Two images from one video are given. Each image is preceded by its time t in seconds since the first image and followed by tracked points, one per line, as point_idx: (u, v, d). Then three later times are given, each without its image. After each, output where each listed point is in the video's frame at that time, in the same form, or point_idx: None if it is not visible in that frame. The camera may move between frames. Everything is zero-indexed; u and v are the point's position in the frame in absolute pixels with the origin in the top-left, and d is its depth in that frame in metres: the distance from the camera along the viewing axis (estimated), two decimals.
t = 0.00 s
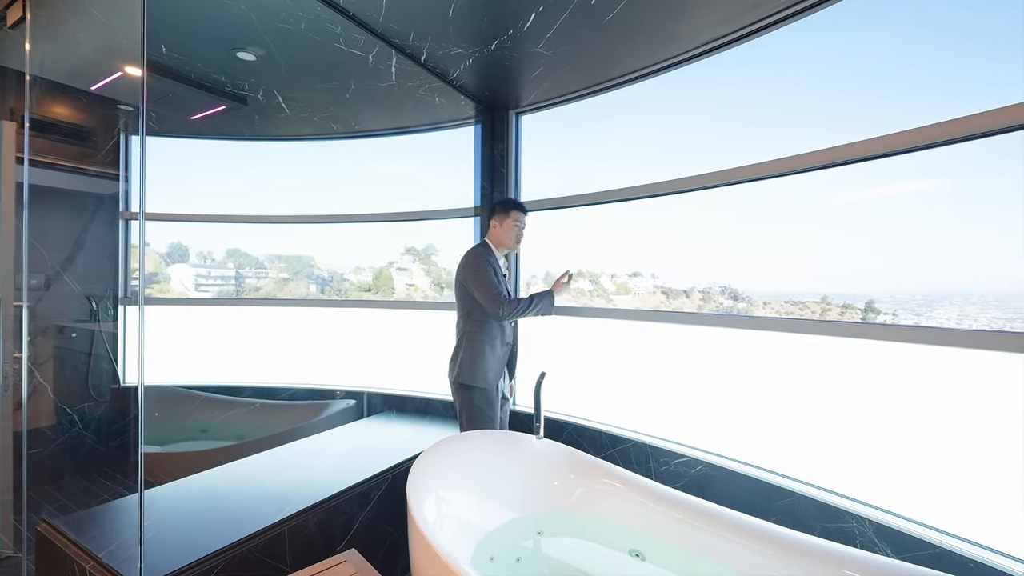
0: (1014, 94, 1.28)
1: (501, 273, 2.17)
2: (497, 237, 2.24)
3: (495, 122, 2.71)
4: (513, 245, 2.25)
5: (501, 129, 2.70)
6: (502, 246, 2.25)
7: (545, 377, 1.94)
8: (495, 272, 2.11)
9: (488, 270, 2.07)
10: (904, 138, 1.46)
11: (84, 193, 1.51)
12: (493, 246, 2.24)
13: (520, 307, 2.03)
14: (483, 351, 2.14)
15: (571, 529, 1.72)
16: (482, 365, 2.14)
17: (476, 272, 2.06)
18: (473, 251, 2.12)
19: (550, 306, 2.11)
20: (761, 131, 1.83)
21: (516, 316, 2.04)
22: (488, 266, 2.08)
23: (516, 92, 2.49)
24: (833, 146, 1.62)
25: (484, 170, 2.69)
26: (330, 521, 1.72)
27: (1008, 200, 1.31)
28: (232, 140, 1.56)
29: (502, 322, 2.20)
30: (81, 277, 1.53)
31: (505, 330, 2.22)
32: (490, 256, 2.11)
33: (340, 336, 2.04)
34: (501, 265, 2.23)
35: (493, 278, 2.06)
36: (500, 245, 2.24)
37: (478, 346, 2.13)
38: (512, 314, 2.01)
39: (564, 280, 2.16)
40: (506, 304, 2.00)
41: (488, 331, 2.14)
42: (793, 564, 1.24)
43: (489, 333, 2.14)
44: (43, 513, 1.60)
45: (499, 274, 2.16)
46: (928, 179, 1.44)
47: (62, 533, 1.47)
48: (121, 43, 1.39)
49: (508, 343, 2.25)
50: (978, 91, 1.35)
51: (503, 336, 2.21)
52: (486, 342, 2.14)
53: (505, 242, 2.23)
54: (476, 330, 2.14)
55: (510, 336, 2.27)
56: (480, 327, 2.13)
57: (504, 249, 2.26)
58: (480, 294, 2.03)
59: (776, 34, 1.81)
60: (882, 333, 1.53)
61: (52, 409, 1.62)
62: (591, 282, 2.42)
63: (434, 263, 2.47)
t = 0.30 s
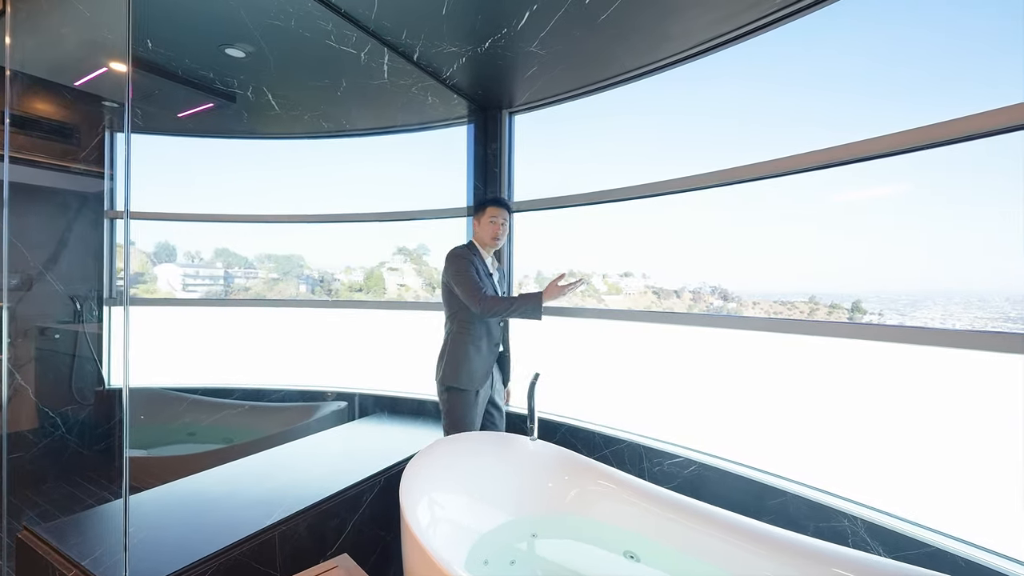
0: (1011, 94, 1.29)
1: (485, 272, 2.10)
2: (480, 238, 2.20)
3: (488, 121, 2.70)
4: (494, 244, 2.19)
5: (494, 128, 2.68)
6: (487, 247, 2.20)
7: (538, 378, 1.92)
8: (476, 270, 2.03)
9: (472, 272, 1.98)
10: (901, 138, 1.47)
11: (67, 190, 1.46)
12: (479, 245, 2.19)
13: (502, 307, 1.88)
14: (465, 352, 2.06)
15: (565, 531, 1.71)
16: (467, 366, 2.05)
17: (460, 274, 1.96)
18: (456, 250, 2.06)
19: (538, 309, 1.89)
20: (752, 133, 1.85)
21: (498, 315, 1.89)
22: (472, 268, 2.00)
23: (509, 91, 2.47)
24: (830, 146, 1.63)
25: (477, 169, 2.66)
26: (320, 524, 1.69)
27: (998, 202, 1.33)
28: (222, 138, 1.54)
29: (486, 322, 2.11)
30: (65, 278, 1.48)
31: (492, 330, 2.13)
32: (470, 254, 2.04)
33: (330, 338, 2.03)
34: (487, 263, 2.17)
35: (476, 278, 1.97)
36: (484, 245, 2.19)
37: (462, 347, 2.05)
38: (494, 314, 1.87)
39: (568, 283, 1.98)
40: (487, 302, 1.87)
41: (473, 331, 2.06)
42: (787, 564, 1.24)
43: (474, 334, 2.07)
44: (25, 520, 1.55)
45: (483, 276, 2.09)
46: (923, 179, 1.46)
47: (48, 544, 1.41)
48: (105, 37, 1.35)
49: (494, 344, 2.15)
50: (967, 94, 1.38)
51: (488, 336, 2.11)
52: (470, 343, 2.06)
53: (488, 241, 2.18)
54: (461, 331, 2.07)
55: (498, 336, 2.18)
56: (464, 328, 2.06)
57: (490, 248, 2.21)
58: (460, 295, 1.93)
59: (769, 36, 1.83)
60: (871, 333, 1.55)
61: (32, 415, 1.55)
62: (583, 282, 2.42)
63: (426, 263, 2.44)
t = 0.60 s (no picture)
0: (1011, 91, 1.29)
1: (459, 273, 2.06)
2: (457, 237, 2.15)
3: (481, 119, 2.68)
4: (472, 241, 2.13)
5: (487, 127, 2.66)
6: (466, 245, 2.15)
7: (532, 379, 1.92)
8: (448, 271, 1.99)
9: (442, 273, 1.95)
10: (892, 138, 1.47)
11: (54, 187, 1.33)
12: (458, 245, 2.14)
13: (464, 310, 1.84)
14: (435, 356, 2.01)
15: (559, 533, 1.69)
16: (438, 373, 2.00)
17: (430, 274, 1.94)
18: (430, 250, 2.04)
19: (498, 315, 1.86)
20: (747, 132, 1.84)
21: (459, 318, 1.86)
22: (443, 270, 1.96)
23: (503, 89, 2.45)
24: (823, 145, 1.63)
25: (471, 167, 2.64)
26: (312, 529, 1.67)
27: (988, 202, 1.34)
28: (209, 134, 1.52)
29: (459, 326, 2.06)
30: (53, 277, 1.34)
31: (466, 336, 2.07)
32: (442, 254, 2.00)
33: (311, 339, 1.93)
34: (464, 264, 2.12)
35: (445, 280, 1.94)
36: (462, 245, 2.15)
37: (433, 352, 2.01)
38: (453, 317, 1.84)
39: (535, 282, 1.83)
40: (447, 304, 1.84)
41: (445, 336, 2.01)
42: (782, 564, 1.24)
43: (445, 339, 2.02)
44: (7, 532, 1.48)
45: (457, 278, 2.04)
46: (909, 181, 1.47)
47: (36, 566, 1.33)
48: (87, 29, 1.30)
49: (467, 349, 2.08)
50: (957, 95, 1.39)
51: (461, 340, 2.05)
52: (442, 348, 2.01)
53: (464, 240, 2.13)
54: (433, 336, 2.02)
55: (474, 342, 2.11)
56: (436, 332, 2.01)
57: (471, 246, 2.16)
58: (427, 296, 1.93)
59: (763, 34, 1.83)
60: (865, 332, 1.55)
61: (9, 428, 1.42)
62: (576, 282, 2.41)
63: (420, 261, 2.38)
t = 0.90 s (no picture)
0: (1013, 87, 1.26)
1: (432, 274, 1.87)
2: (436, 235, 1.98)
3: (480, 117, 2.66)
4: (452, 238, 1.93)
5: (485, 124, 2.64)
6: (446, 244, 1.96)
7: (532, 380, 1.87)
8: (419, 273, 1.81)
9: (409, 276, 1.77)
10: (883, 137, 1.46)
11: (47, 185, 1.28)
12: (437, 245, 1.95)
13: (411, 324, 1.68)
14: (405, 366, 1.80)
15: (559, 538, 1.67)
16: (410, 384, 1.79)
17: (397, 275, 1.77)
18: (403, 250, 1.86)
19: (437, 328, 1.68)
20: (748, 129, 1.81)
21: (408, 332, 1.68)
22: (411, 272, 1.78)
23: (502, 85, 2.42)
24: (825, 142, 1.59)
25: (470, 165, 2.62)
26: (308, 536, 1.67)
27: (986, 199, 1.32)
28: (200, 132, 1.48)
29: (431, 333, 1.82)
30: (45, 277, 1.28)
31: (442, 343, 1.84)
32: (412, 254, 1.82)
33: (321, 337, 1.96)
34: (440, 264, 1.91)
35: (410, 285, 1.77)
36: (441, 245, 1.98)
37: (404, 361, 1.80)
38: (401, 330, 1.69)
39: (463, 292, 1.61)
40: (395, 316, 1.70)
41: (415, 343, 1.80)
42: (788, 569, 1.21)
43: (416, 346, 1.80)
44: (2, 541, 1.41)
45: (428, 283, 1.84)
46: (908, 180, 1.44)
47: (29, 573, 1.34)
48: (71, 21, 1.25)
49: (442, 358, 1.84)
50: (954, 93, 1.36)
51: (434, 348, 1.82)
52: (411, 358, 1.80)
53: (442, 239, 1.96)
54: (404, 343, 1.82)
55: (450, 350, 1.87)
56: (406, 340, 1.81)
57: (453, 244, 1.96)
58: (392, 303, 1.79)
59: (762, 29, 1.79)
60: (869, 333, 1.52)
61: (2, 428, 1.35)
62: (575, 281, 2.38)
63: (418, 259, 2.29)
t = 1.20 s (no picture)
0: (1010, 86, 1.25)
1: (420, 275, 1.84)
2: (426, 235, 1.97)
3: (480, 116, 2.65)
4: (441, 235, 1.92)
5: (485, 123, 2.64)
6: (436, 242, 1.94)
7: (532, 380, 1.84)
8: (404, 274, 1.79)
9: (392, 277, 1.74)
10: (867, 138, 1.47)
11: (48, 187, 1.26)
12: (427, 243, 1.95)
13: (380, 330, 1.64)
14: (393, 371, 1.79)
15: (558, 539, 1.65)
16: (400, 388, 1.77)
17: (381, 277, 1.75)
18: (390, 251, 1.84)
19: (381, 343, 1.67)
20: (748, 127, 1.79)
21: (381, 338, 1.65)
22: (396, 273, 1.76)
23: (501, 83, 2.41)
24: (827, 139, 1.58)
25: (470, 165, 2.61)
26: (302, 537, 1.70)
27: (985, 199, 1.31)
28: (197, 131, 1.46)
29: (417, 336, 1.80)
30: (42, 276, 1.27)
31: (430, 345, 1.82)
32: (398, 255, 1.81)
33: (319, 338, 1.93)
34: (428, 264, 1.88)
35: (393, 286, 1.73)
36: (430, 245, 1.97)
37: (392, 364, 1.79)
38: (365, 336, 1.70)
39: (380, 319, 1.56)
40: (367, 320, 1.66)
41: (402, 346, 1.78)
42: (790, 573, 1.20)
43: (404, 349, 1.79)
44: None
45: (414, 283, 1.81)
46: (910, 179, 1.42)
47: None
48: (65, 16, 1.24)
49: (430, 360, 1.82)
50: (959, 88, 1.33)
51: (421, 351, 1.80)
52: (399, 363, 1.78)
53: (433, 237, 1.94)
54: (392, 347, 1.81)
55: (438, 352, 1.85)
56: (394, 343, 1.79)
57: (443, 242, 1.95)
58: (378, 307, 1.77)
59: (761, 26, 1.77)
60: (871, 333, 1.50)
61: None
62: (575, 281, 2.36)
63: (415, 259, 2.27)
